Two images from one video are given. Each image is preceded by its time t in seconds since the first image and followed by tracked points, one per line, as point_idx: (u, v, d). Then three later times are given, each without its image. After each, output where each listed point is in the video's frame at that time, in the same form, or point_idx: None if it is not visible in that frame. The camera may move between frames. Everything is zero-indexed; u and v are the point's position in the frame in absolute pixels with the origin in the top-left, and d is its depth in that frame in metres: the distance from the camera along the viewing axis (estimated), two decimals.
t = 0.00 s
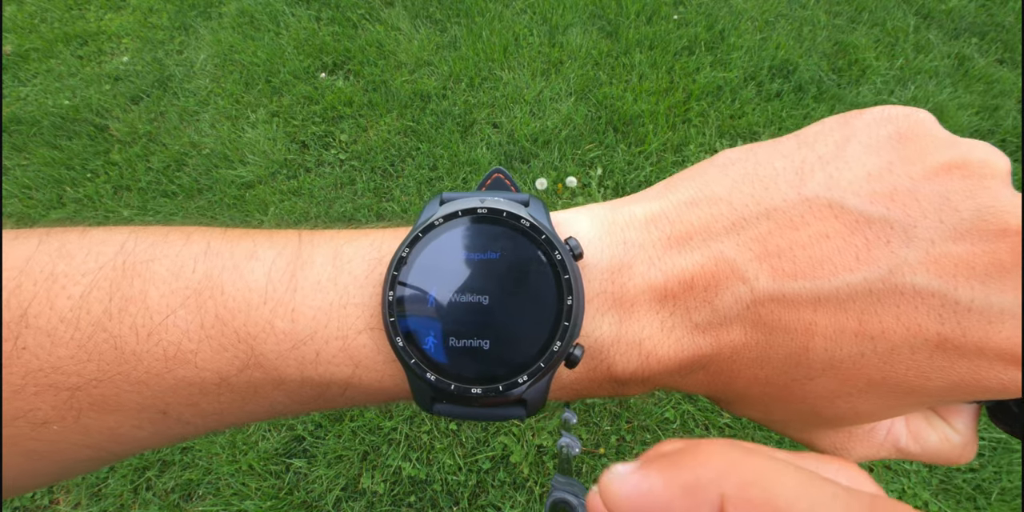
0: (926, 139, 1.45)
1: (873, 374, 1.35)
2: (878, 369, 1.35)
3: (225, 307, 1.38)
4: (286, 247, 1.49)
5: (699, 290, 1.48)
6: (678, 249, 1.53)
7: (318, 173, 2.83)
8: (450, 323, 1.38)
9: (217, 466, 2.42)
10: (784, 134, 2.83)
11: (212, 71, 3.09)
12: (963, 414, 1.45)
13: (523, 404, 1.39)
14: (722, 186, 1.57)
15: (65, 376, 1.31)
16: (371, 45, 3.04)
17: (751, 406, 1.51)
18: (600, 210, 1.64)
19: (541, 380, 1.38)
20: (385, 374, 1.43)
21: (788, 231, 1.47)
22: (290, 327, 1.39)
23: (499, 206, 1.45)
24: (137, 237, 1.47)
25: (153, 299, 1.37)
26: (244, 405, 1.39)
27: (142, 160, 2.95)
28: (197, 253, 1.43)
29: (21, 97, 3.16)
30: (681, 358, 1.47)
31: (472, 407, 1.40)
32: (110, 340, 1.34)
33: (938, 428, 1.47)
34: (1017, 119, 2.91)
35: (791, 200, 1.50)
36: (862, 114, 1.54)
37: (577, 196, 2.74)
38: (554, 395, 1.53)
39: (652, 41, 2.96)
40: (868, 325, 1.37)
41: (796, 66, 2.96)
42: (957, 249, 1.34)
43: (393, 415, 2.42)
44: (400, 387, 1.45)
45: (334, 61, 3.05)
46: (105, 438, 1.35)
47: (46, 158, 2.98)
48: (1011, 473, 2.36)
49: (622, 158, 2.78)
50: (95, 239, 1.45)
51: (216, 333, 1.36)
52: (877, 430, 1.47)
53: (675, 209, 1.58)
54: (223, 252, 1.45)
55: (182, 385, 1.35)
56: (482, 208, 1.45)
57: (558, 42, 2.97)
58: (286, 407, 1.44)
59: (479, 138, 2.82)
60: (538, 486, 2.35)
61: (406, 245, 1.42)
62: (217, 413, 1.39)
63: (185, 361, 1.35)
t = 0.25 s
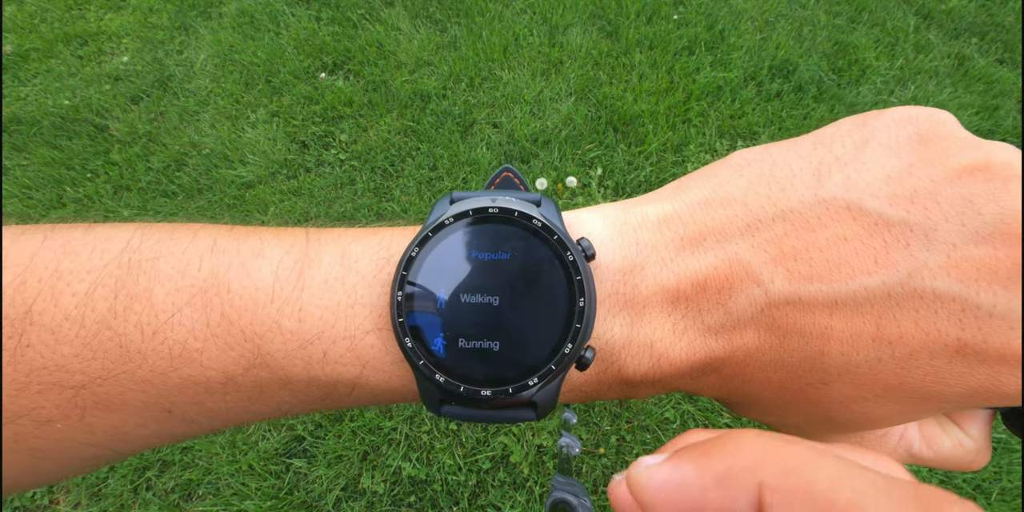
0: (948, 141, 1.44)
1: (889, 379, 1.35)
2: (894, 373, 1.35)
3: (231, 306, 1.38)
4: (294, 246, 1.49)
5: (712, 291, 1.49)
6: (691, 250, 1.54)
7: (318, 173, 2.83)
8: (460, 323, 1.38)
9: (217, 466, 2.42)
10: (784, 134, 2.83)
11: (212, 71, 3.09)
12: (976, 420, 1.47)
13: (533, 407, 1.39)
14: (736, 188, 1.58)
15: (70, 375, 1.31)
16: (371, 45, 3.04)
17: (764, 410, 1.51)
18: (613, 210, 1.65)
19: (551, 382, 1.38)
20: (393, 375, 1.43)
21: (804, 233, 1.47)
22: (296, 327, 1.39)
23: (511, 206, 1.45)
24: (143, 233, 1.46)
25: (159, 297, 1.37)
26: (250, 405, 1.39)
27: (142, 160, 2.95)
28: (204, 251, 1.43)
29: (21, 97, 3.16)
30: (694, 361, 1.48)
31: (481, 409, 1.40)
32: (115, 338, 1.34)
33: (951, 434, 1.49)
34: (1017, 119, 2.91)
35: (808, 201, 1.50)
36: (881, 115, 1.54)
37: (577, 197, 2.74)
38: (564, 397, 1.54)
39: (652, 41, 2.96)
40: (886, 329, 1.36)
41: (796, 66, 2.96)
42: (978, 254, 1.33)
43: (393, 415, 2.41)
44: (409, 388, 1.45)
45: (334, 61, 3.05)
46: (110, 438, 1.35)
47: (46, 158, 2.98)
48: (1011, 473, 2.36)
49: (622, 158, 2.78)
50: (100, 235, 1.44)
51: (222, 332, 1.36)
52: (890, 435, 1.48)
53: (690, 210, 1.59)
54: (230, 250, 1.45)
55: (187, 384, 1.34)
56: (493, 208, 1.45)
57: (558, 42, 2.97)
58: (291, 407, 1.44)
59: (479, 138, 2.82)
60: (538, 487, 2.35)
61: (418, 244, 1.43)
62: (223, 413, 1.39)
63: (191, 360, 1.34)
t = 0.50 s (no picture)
0: (937, 133, 1.44)
1: (878, 370, 1.35)
2: (883, 365, 1.35)
3: (221, 302, 1.38)
4: (284, 241, 1.49)
5: (703, 285, 1.49)
6: (682, 244, 1.53)
7: (318, 173, 2.83)
8: (450, 318, 1.38)
9: (217, 466, 2.42)
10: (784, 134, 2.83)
11: (212, 71, 3.09)
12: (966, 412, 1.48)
13: (525, 400, 1.40)
14: (727, 181, 1.58)
15: (60, 371, 1.31)
16: (370, 45, 3.04)
17: (756, 403, 1.52)
18: (604, 204, 1.64)
19: (542, 376, 1.38)
20: (383, 370, 1.43)
21: (794, 226, 1.47)
22: (287, 322, 1.39)
23: (501, 199, 1.45)
24: (133, 229, 1.47)
25: (148, 294, 1.37)
26: (242, 400, 1.39)
27: (142, 160, 2.95)
28: (194, 247, 1.43)
29: (21, 97, 3.16)
30: (685, 354, 1.48)
31: (472, 404, 1.40)
32: (104, 334, 1.34)
33: (942, 426, 1.49)
34: (1017, 119, 2.91)
35: (798, 194, 1.50)
36: (872, 107, 1.53)
37: (577, 197, 2.74)
38: (555, 392, 1.54)
39: (652, 41, 2.96)
40: (875, 321, 1.36)
41: (796, 66, 2.96)
42: (967, 244, 1.33)
43: (393, 415, 2.42)
44: (400, 383, 1.45)
45: (334, 61, 3.05)
46: (101, 434, 1.35)
47: (46, 158, 2.98)
48: (1011, 473, 2.35)
49: (622, 158, 2.78)
50: (92, 233, 1.44)
51: (212, 327, 1.36)
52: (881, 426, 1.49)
53: (681, 203, 1.59)
54: (220, 246, 1.45)
55: (178, 380, 1.35)
56: (484, 202, 1.44)
57: (558, 42, 2.97)
58: (284, 402, 1.44)
59: (479, 138, 2.82)
60: (538, 487, 2.35)
61: (407, 239, 1.42)
62: (215, 410, 1.39)
63: (181, 356, 1.35)
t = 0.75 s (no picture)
0: (940, 144, 1.45)
1: (882, 379, 1.36)
2: (887, 374, 1.35)
3: (227, 308, 1.38)
4: (289, 246, 1.49)
5: (707, 293, 1.49)
6: (686, 251, 1.54)
7: (318, 173, 2.83)
8: (455, 325, 1.38)
9: (217, 466, 2.42)
10: (784, 134, 2.83)
11: (212, 71, 3.09)
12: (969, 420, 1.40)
13: (529, 408, 1.40)
14: (730, 189, 1.59)
15: (65, 376, 1.32)
16: (371, 45, 3.04)
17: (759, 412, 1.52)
18: (607, 211, 1.65)
19: (547, 384, 1.38)
20: (388, 377, 1.43)
21: (798, 234, 1.48)
22: (292, 328, 1.39)
23: (506, 207, 1.46)
24: (138, 234, 1.47)
25: (154, 299, 1.38)
26: (247, 406, 1.39)
27: (142, 160, 2.95)
28: (199, 253, 1.44)
29: (21, 96, 3.16)
30: (688, 362, 1.48)
31: (477, 411, 1.41)
32: (110, 339, 1.34)
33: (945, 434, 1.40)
34: (1017, 119, 2.91)
35: (802, 203, 1.51)
36: (875, 116, 1.55)
37: (577, 197, 2.74)
38: (559, 399, 1.54)
39: (652, 41, 2.96)
40: (879, 330, 1.37)
41: (796, 66, 2.96)
42: (970, 255, 1.34)
43: (393, 415, 2.42)
44: (404, 389, 1.44)
45: (334, 62, 3.05)
46: (106, 439, 1.35)
47: (46, 158, 2.98)
48: (1011, 474, 2.36)
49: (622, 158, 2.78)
50: (96, 237, 1.45)
51: (218, 333, 1.36)
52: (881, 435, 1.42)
53: (684, 211, 1.59)
54: (225, 251, 1.45)
55: (183, 386, 1.35)
56: (489, 209, 1.45)
57: (559, 42, 2.97)
58: (288, 408, 1.44)
59: (479, 138, 2.82)
60: (538, 486, 2.35)
61: (412, 246, 1.42)
62: (219, 415, 1.39)
63: (187, 362, 1.35)
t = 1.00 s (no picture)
0: (939, 139, 1.46)
1: (882, 375, 1.37)
2: (888, 369, 1.36)
3: (226, 306, 1.38)
4: (288, 244, 1.49)
5: (707, 289, 1.49)
6: (686, 248, 1.53)
7: (318, 173, 2.83)
8: (453, 322, 1.38)
9: (217, 466, 2.42)
10: (784, 134, 2.83)
11: (212, 71, 3.09)
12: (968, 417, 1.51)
13: (528, 405, 1.40)
14: (730, 185, 1.58)
15: (64, 375, 1.31)
16: (371, 45, 3.04)
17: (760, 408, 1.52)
18: (607, 208, 1.64)
19: (546, 381, 1.38)
20: (387, 375, 1.43)
21: (798, 231, 1.47)
22: (291, 326, 1.39)
23: (504, 204, 1.45)
24: (137, 233, 1.47)
25: (153, 298, 1.37)
26: (246, 404, 1.39)
27: (142, 160, 2.95)
28: (198, 251, 1.44)
29: (21, 97, 3.16)
30: (688, 359, 1.47)
31: (475, 408, 1.40)
32: (109, 338, 1.34)
33: (944, 431, 1.52)
34: (1017, 119, 2.91)
35: (802, 199, 1.50)
36: (875, 112, 1.55)
37: (577, 197, 2.74)
38: (558, 396, 1.53)
39: (652, 41, 2.96)
40: (880, 326, 1.37)
41: (796, 66, 2.96)
42: (971, 250, 1.34)
43: (393, 415, 2.42)
44: (403, 387, 1.44)
45: (334, 61, 3.05)
46: (105, 439, 1.35)
47: (46, 158, 2.98)
48: (1012, 474, 2.35)
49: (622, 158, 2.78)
50: (95, 236, 1.44)
51: (216, 332, 1.36)
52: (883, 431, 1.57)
53: (684, 207, 1.59)
54: (224, 250, 1.45)
55: (182, 385, 1.35)
56: (487, 206, 1.45)
57: (559, 42, 2.97)
58: (288, 407, 1.44)
59: (479, 138, 2.82)
60: (538, 487, 2.35)
61: (411, 243, 1.42)
62: (218, 414, 1.39)
63: (186, 360, 1.35)
